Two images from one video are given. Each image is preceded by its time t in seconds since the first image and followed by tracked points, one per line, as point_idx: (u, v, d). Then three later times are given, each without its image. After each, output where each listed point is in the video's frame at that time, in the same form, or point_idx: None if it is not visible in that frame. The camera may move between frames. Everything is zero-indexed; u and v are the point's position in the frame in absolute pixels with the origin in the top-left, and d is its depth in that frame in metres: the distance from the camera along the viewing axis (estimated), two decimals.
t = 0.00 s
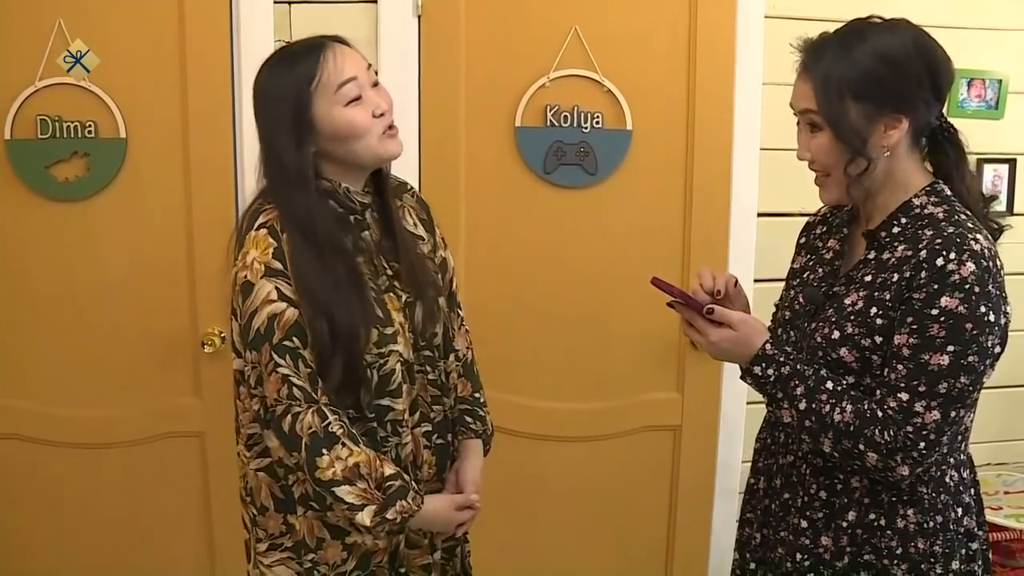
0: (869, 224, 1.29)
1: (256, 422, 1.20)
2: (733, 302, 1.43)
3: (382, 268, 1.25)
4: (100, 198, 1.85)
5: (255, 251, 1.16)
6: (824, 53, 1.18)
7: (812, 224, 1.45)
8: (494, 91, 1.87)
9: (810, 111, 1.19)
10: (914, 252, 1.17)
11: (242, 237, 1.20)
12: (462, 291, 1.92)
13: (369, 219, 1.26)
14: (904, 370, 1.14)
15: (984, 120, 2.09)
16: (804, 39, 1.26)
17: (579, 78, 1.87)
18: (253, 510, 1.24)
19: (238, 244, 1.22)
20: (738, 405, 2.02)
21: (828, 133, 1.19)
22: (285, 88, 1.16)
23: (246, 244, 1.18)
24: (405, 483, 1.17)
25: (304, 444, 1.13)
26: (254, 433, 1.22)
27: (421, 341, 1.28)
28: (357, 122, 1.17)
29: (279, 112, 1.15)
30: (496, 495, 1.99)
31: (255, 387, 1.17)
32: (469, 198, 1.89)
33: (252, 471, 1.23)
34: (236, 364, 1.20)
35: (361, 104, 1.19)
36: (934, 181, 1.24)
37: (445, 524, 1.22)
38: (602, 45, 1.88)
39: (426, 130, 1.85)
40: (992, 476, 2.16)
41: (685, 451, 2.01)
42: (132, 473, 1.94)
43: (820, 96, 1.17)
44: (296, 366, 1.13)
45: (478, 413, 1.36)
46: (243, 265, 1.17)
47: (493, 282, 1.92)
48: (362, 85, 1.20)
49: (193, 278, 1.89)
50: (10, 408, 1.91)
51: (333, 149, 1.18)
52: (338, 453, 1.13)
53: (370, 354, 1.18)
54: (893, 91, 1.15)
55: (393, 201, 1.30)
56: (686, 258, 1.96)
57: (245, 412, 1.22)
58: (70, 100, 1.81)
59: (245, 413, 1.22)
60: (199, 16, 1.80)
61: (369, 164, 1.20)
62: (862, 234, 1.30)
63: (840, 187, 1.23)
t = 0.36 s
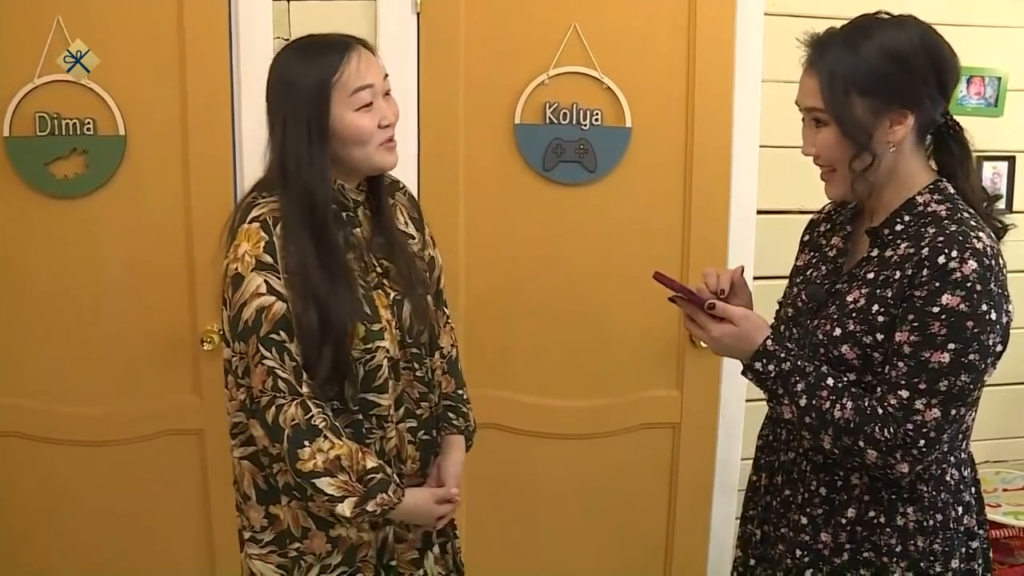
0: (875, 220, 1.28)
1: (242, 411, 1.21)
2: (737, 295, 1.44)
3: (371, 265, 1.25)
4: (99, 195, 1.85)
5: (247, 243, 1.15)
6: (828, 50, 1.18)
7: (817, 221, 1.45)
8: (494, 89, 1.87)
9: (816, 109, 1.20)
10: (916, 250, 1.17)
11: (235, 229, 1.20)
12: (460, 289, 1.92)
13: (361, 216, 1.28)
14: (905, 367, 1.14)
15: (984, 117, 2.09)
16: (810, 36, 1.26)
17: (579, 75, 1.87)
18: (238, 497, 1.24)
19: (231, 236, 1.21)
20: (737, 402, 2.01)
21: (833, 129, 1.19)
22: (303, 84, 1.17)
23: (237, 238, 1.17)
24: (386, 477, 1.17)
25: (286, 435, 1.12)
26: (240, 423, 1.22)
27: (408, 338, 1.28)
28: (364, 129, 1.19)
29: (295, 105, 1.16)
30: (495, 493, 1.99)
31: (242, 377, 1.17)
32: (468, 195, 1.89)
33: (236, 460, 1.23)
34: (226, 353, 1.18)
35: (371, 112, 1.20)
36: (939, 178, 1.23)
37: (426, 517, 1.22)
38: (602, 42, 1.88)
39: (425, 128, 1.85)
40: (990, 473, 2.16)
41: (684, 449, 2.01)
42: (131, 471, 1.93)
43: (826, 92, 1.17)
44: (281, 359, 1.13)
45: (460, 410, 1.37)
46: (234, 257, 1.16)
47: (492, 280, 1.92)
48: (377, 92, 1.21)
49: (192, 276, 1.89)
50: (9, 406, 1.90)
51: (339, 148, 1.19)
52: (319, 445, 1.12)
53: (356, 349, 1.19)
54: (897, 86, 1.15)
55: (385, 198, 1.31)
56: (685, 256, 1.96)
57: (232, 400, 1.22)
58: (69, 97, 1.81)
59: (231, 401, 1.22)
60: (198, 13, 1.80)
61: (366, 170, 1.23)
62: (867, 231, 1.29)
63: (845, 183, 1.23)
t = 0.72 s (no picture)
0: (870, 222, 1.29)
1: (230, 416, 1.20)
2: (729, 293, 1.43)
3: (358, 269, 1.25)
4: (84, 199, 1.84)
5: (237, 253, 1.14)
6: (826, 61, 1.18)
7: (807, 225, 1.45)
8: (480, 93, 1.86)
9: (825, 126, 1.18)
10: (912, 251, 1.17)
11: (223, 237, 1.18)
12: (446, 294, 1.91)
13: (347, 220, 1.27)
14: (899, 367, 1.15)
15: (967, 121, 2.10)
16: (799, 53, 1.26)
17: (565, 79, 1.87)
18: (221, 499, 1.23)
19: (219, 243, 1.19)
20: (724, 405, 2.02)
21: (845, 142, 1.18)
22: (291, 92, 1.16)
23: (227, 246, 1.16)
24: (376, 480, 1.18)
25: (280, 442, 1.12)
26: (228, 426, 1.21)
27: (394, 342, 1.27)
28: (351, 136, 1.18)
29: (283, 113, 1.15)
30: (482, 497, 1.99)
31: (233, 385, 1.17)
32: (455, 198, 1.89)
33: (224, 462, 1.22)
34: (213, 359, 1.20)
35: (358, 117, 1.20)
36: (934, 182, 1.24)
37: (410, 517, 1.23)
38: (588, 46, 1.88)
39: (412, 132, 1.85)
40: (975, 475, 2.18)
41: (670, 452, 2.02)
42: (117, 475, 1.93)
43: (833, 103, 1.16)
44: (275, 367, 1.12)
45: (440, 408, 1.37)
46: (224, 266, 1.15)
47: (479, 284, 1.92)
48: (364, 100, 1.21)
49: (178, 280, 1.88)
50: None
51: (326, 156, 1.19)
52: (312, 450, 1.12)
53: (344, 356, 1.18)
54: (902, 90, 1.16)
55: (372, 202, 1.30)
56: (671, 260, 1.97)
57: (219, 405, 1.21)
58: (54, 100, 1.80)
59: (218, 406, 1.21)
60: (183, 16, 1.79)
61: (352, 180, 1.23)
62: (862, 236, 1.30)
63: (858, 191, 1.22)
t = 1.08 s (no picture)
0: (854, 231, 1.28)
1: (217, 424, 1.18)
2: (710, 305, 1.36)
3: (341, 277, 1.22)
4: (59, 209, 1.83)
5: (220, 260, 1.12)
6: (817, 70, 1.17)
7: (784, 234, 1.43)
8: (458, 102, 1.86)
9: (817, 136, 1.17)
10: (902, 259, 1.17)
11: (206, 244, 1.16)
12: (425, 303, 1.91)
13: (330, 229, 1.25)
14: (893, 373, 1.15)
15: (941, 130, 2.12)
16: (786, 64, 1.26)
17: (542, 89, 1.88)
18: (211, 507, 1.22)
19: (203, 251, 1.17)
20: (702, 413, 2.04)
21: (838, 152, 1.17)
22: (273, 99, 1.14)
23: (210, 253, 1.13)
24: (362, 487, 1.15)
25: (263, 449, 1.10)
26: (216, 435, 1.19)
27: (378, 350, 1.24)
28: (333, 142, 1.16)
29: (266, 120, 1.14)
30: (461, 506, 1.99)
31: (217, 392, 1.15)
32: (434, 207, 1.89)
33: (212, 470, 1.20)
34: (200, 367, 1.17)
35: (340, 124, 1.18)
36: (916, 193, 1.25)
37: (398, 528, 1.21)
38: (565, 56, 1.88)
39: (390, 141, 1.84)
40: (951, 480, 2.19)
41: (649, 460, 2.03)
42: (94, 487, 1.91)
43: (827, 113, 1.16)
44: (257, 373, 1.10)
45: (430, 418, 1.34)
46: (208, 273, 1.13)
47: (458, 292, 1.92)
48: (345, 107, 1.19)
49: (155, 290, 1.87)
50: None
51: (305, 163, 1.17)
52: (296, 458, 1.11)
53: (328, 363, 1.16)
54: (894, 99, 1.16)
55: (358, 211, 1.28)
56: (649, 269, 1.97)
57: (207, 414, 1.19)
58: (29, 109, 1.79)
59: (206, 415, 1.19)
60: (159, 25, 1.79)
61: (335, 186, 1.20)
62: (847, 243, 1.28)
63: (849, 199, 1.21)
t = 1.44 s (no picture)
0: (839, 239, 1.28)
1: (204, 437, 1.16)
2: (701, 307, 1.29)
3: (326, 284, 1.22)
4: (39, 216, 1.82)
5: (200, 267, 1.11)
6: (806, 79, 1.18)
7: (766, 241, 1.43)
8: (442, 109, 1.86)
9: (810, 145, 1.17)
10: (892, 265, 1.18)
11: (187, 253, 1.15)
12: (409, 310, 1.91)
13: (313, 237, 1.24)
14: (887, 379, 1.15)
15: (921, 137, 2.14)
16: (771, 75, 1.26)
17: (525, 96, 1.88)
18: (200, 523, 1.20)
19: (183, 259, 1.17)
20: (686, 420, 2.05)
21: (831, 160, 1.16)
22: (253, 105, 1.14)
23: (190, 261, 1.13)
24: (351, 495, 1.14)
25: (249, 457, 1.08)
26: (203, 448, 1.17)
27: (366, 357, 1.24)
28: (313, 148, 1.15)
29: (246, 126, 1.13)
30: (446, 513, 1.98)
31: (201, 402, 1.14)
32: (418, 215, 1.88)
33: (200, 485, 1.19)
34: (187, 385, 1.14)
35: (320, 131, 1.17)
36: (902, 202, 1.25)
37: (392, 537, 1.20)
38: (548, 63, 1.89)
39: (373, 148, 1.84)
40: (934, 485, 2.20)
41: (633, 465, 2.04)
42: (76, 498, 1.90)
43: (819, 121, 1.16)
44: (240, 380, 1.09)
45: (426, 427, 1.33)
46: (187, 281, 1.12)
47: (442, 300, 1.91)
48: (326, 114, 1.19)
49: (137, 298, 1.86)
50: None
51: (284, 168, 1.16)
52: (282, 466, 1.09)
53: (313, 369, 1.15)
54: (883, 106, 1.17)
55: (339, 220, 1.28)
56: (633, 275, 1.98)
57: (195, 427, 1.17)
58: (10, 116, 1.78)
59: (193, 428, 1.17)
60: (141, 31, 1.78)
61: (316, 194, 1.20)
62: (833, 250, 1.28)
63: (841, 207, 1.21)
